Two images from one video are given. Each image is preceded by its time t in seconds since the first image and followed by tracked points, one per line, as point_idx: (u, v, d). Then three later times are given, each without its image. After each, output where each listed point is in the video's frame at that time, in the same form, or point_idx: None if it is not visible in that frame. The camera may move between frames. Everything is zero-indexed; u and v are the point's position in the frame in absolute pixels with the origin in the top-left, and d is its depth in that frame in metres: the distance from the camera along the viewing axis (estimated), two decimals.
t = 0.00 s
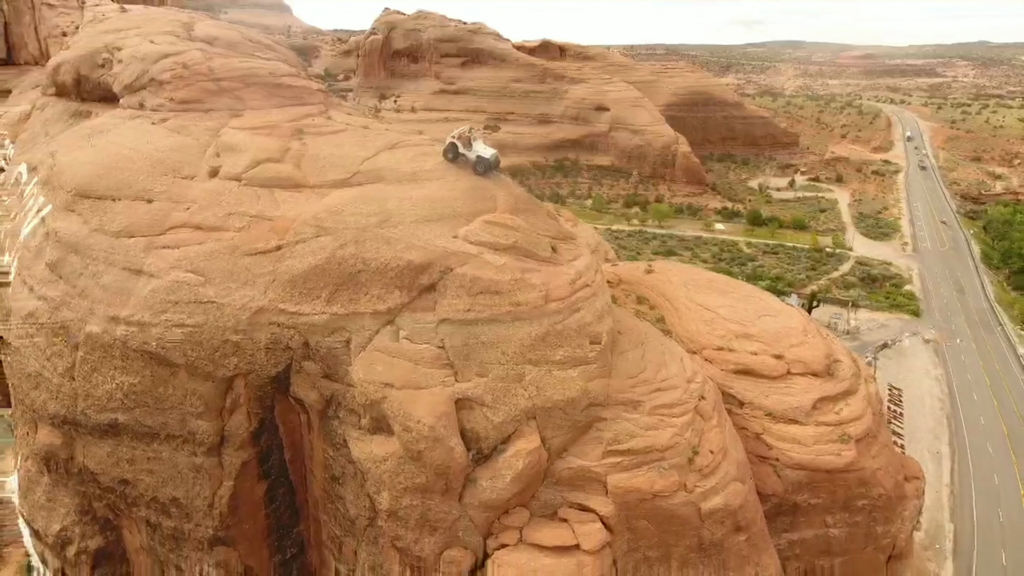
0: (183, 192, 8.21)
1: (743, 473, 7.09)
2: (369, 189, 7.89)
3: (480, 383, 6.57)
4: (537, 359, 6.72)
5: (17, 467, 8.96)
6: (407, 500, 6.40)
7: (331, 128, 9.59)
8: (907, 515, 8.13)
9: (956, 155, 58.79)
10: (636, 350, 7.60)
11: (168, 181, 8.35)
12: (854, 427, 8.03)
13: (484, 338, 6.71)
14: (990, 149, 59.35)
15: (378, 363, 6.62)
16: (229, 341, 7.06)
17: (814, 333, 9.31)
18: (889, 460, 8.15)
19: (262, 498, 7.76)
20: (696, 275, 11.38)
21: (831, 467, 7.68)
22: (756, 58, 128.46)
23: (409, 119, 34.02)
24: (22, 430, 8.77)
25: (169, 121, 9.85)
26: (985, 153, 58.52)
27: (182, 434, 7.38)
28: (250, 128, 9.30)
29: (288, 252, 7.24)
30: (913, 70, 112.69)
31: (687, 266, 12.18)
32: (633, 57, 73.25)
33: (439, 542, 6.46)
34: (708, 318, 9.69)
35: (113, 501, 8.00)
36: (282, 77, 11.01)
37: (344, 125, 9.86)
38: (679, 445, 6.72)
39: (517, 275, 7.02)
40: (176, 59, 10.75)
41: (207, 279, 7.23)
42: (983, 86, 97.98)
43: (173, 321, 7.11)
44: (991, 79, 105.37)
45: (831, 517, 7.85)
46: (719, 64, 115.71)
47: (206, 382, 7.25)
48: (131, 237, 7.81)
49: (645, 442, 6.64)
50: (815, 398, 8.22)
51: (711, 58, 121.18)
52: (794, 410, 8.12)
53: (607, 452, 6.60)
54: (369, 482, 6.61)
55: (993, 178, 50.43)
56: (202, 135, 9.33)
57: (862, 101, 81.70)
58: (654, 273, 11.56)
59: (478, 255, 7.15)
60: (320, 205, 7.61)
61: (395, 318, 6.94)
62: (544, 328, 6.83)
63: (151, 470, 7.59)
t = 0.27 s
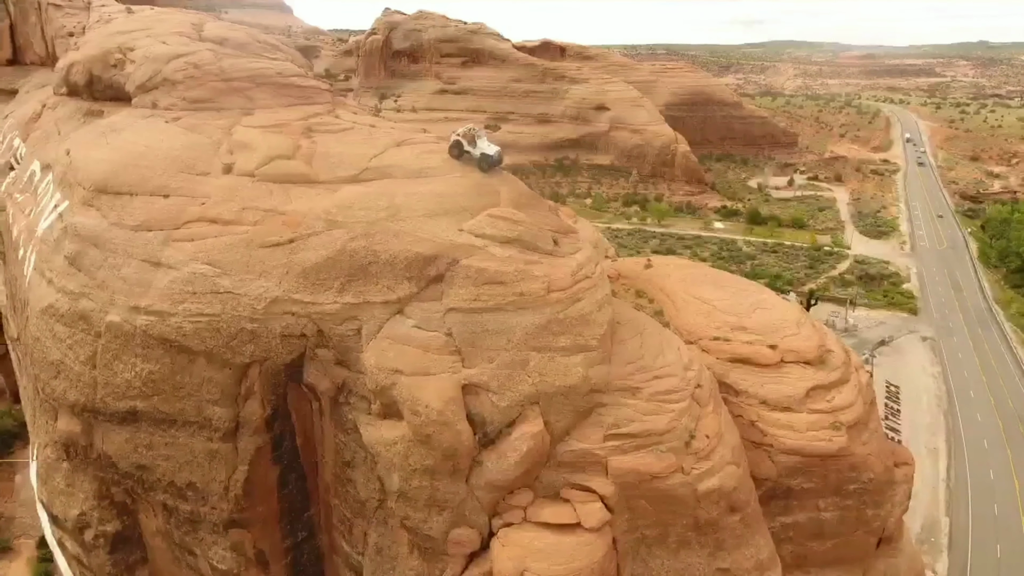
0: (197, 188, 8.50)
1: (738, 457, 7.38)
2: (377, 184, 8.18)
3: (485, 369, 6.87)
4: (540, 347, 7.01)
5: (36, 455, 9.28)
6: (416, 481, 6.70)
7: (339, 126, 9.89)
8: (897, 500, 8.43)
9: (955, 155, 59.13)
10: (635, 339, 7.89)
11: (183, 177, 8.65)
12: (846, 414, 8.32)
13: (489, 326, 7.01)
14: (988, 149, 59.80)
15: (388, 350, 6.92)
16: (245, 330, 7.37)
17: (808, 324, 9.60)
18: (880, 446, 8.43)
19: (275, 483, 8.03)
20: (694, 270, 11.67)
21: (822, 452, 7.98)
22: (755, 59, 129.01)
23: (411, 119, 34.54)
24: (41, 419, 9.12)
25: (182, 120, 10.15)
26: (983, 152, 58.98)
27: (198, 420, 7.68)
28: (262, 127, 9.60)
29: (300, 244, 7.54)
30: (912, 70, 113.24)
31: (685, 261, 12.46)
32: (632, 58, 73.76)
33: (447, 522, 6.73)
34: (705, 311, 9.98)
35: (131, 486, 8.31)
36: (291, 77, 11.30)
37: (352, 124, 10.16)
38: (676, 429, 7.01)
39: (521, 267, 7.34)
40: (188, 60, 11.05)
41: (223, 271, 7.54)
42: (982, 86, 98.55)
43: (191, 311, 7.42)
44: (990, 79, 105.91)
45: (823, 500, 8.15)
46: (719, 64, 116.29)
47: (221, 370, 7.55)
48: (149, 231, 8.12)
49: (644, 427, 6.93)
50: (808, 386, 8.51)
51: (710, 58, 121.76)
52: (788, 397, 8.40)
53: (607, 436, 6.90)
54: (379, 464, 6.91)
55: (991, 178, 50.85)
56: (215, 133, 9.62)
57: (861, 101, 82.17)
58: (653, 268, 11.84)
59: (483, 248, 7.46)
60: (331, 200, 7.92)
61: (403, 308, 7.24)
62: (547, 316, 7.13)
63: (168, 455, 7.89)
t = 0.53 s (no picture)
0: (207, 185, 8.68)
1: (736, 447, 7.55)
2: (383, 182, 8.36)
3: (489, 361, 7.05)
4: (542, 340, 7.20)
5: (48, 447, 9.48)
6: (422, 470, 6.89)
7: (345, 125, 10.06)
8: (892, 491, 8.62)
9: (954, 155, 59.36)
10: (635, 333, 8.07)
11: (192, 175, 8.83)
12: (842, 407, 8.51)
13: (493, 320, 7.20)
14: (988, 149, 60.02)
15: (395, 343, 7.11)
16: (255, 324, 7.56)
17: (805, 320, 9.78)
18: (875, 438, 8.61)
19: (283, 474, 8.21)
20: (693, 267, 11.83)
21: (818, 444, 8.16)
22: (755, 58, 129.23)
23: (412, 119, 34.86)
24: (54, 412, 9.33)
25: (190, 119, 10.33)
26: (983, 152, 59.20)
27: (209, 412, 7.87)
28: (269, 126, 9.78)
29: (309, 240, 7.74)
30: (912, 70, 113.49)
31: (684, 259, 12.63)
32: (632, 58, 74.02)
33: (452, 510, 6.91)
34: (704, 306, 10.15)
35: (143, 477, 8.50)
36: (296, 77, 11.47)
37: (357, 123, 10.33)
38: (676, 420, 7.20)
39: (524, 262, 7.53)
40: (195, 60, 11.24)
41: (233, 266, 7.73)
42: (982, 86, 98.82)
43: (202, 306, 7.61)
44: (990, 79, 106.13)
45: (819, 491, 8.34)
46: (719, 64, 116.55)
47: (231, 363, 7.73)
48: (160, 227, 8.32)
49: (644, 418, 7.12)
50: (804, 380, 8.69)
51: (710, 58, 122.03)
52: (785, 391, 8.58)
53: (608, 427, 7.08)
54: (386, 454, 7.09)
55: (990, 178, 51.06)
56: (223, 132, 9.80)
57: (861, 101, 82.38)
58: (653, 265, 12.00)
59: (487, 244, 7.65)
60: (338, 197, 8.11)
61: (409, 302, 7.43)
62: (549, 310, 7.32)
63: (178, 446, 8.08)
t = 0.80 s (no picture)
0: (219, 182, 8.94)
1: (733, 435, 7.80)
2: (390, 179, 8.62)
3: (495, 351, 7.31)
4: (546, 331, 7.46)
5: (63, 437, 9.75)
6: (429, 456, 7.16)
7: (353, 124, 10.31)
8: (884, 479, 8.87)
9: (953, 155, 59.60)
10: (636, 325, 8.33)
11: (205, 172, 9.08)
12: (836, 397, 8.76)
13: (498, 311, 7.46)
14: (988, 149, 60.30)
15: (404, 334, 7.37)
16: (267, 315, 7.82)
17: (801, 314, 10.03)
18: (869, 428, 8.87)
19: (294, 462, 8.47)
20: (692, 263, 12.08)
21: (813, 433, 8.42)
22: (755, 58, 129.54)
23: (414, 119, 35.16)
24: (70, 403, 9.60)
25: (201, 118, 10.58)
26: (982, 152, 59.50)
27: (222, 402, 8.12)
28: (279, 124, 10.04)
29: (319, 235, 7.99)
30: (912, 70, 113.81)
31: (683, 255, 12.87)
32: (632, 58, 74.27)
33: (459, 495, 7.17)
34: (702, 301, 10.39)
35: (157, 465, 8.75)
36: (304, 77, 11.72)
37: (365, 122, 10.58)
38: (674, 408, 7.45)
39: (527, 256, 7.79)
40: (205, 60, 11.51)
41: (246, 260, 7.99)
42: (982, 86, 99.13)
43: (216, 298, 7.87)
44: (990, 79, 106.53)
45: (814, 479, 8.60)
46: (719, 64, 116.90)
47: (245, 354, 7.98)
48: (174, 223, 8.58)
49: (644, 406, 7.38)
50: (799, 371, 8.95)
51: (711, 58, 122.35)
52: (780, 382, 8.84)
53: (609, 414, 7.34)
54: (394, 441, 7.35)
55: (990, 178, 51.35)
56: (233, 130, 10.05)
57: (861, 101, 82.67)
58: (652, 261, 12.24)
59: (492, 239, 7.91)
60: (348, 194, 8.37)
61: (417, 294, 7.69)
62: (552, 303, 7.57)
63: (192, 435, 8.34)
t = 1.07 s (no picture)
0: (230, 179, 9.16)
1: (731, 425, 8.03)
2: (397, 177, 8.85)
3: (499, 344, 7.54)
4: (549, 324, 7.69)
5: (76, 428, 9.98)
6: (436, 445, 7.39)
7: (360, 123, 10.54)
8: (879, 468, 9.11)
9: (953, 155, 59.90)
10: (636, 319, 8.56)
11: (216, 170, 9.30)
12: (832, 390, 8.98)
13: (503, 304, 7.68)
14: (987, 149, 60.58)
15: (412, 327, 7.60)
16: (278, 309, 8.04)
17: (797, 309, 10.25)
18: (863, 419, 9.10)
19: (303, 452, 8.70)
20: (691, 260, 12.29)
21: (809, 424, 8.65)
22: (755, 58, 129.81)
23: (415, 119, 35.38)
24: (83, 395, 9.82)
25: (211, 117, 10.81)
26: (982, 152, 59.76)
27: (234, 393, 8.34)
28: (288, 123, 10.28)
29: (328, 231, 8.21)
30: (912, 70, 114.11)
31: (682, 252, 13.08)
32: (632, 58, 74.49)
33: (465, 482, 7.40)
34: (701, 296, 10.61)
35: (169, 455, 8.98)
36: (311, 77, 11.95)
37: (372, 121, 10.80)
38: (674, 399, 7.68)
39: (531, 251, 8.02)
40: (214, 61, 11.74)
41: (257, 255, 8.22)
42: (982, 86, 99.43)
43: (228, 292, 8.09)
44: (990, 79, 106.83)
45: (810, 469, 8.82)
46: (719, 64, 117.16)
47: (256, 346, 8.21)
48: (186, 219, 8.80)
49: (644, 396, 7.60)
50: (796, 364, 9.17)
51: (711, 58, 122.60)
52: (777, 374, 9.06)
53: (610, 405, 7.57)
54: (402, 431, 7.58)
55: (989, 178, 51.64)
56: (242, 129, 10.27)
57: (861, 101, 82.93)
58: (652, 258, 12.46)
59: (496, 235, 8.14)
60: (356, 191, 8.61)
61: (423, 289, 7.91)
62: (555, 296, 7.80)
63: (204, 426, 8.56)
